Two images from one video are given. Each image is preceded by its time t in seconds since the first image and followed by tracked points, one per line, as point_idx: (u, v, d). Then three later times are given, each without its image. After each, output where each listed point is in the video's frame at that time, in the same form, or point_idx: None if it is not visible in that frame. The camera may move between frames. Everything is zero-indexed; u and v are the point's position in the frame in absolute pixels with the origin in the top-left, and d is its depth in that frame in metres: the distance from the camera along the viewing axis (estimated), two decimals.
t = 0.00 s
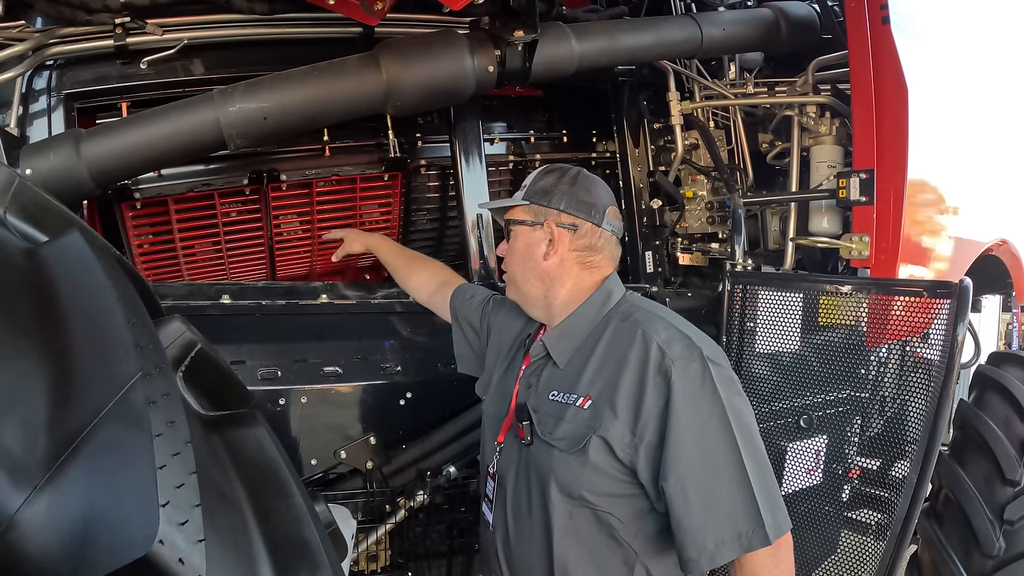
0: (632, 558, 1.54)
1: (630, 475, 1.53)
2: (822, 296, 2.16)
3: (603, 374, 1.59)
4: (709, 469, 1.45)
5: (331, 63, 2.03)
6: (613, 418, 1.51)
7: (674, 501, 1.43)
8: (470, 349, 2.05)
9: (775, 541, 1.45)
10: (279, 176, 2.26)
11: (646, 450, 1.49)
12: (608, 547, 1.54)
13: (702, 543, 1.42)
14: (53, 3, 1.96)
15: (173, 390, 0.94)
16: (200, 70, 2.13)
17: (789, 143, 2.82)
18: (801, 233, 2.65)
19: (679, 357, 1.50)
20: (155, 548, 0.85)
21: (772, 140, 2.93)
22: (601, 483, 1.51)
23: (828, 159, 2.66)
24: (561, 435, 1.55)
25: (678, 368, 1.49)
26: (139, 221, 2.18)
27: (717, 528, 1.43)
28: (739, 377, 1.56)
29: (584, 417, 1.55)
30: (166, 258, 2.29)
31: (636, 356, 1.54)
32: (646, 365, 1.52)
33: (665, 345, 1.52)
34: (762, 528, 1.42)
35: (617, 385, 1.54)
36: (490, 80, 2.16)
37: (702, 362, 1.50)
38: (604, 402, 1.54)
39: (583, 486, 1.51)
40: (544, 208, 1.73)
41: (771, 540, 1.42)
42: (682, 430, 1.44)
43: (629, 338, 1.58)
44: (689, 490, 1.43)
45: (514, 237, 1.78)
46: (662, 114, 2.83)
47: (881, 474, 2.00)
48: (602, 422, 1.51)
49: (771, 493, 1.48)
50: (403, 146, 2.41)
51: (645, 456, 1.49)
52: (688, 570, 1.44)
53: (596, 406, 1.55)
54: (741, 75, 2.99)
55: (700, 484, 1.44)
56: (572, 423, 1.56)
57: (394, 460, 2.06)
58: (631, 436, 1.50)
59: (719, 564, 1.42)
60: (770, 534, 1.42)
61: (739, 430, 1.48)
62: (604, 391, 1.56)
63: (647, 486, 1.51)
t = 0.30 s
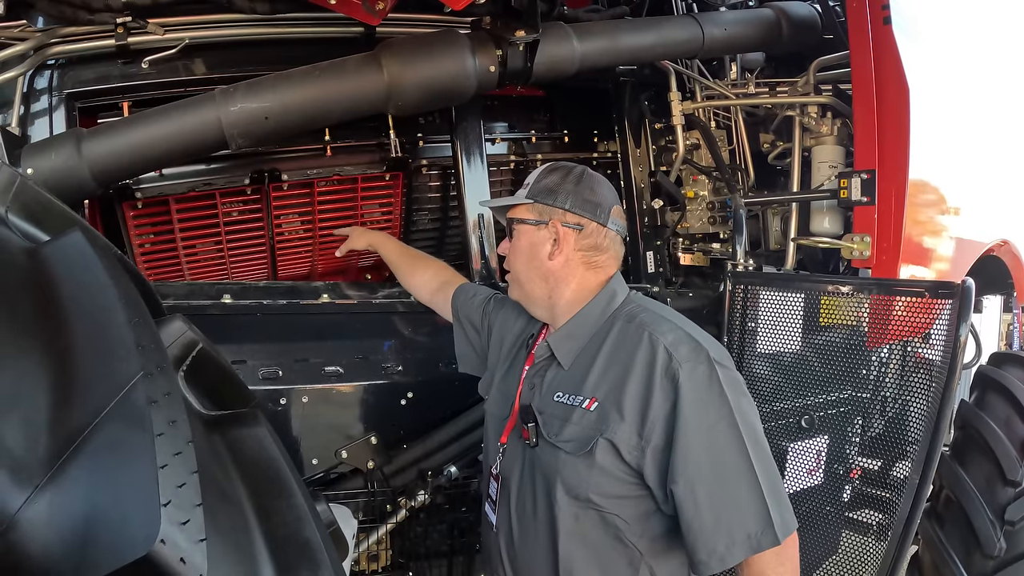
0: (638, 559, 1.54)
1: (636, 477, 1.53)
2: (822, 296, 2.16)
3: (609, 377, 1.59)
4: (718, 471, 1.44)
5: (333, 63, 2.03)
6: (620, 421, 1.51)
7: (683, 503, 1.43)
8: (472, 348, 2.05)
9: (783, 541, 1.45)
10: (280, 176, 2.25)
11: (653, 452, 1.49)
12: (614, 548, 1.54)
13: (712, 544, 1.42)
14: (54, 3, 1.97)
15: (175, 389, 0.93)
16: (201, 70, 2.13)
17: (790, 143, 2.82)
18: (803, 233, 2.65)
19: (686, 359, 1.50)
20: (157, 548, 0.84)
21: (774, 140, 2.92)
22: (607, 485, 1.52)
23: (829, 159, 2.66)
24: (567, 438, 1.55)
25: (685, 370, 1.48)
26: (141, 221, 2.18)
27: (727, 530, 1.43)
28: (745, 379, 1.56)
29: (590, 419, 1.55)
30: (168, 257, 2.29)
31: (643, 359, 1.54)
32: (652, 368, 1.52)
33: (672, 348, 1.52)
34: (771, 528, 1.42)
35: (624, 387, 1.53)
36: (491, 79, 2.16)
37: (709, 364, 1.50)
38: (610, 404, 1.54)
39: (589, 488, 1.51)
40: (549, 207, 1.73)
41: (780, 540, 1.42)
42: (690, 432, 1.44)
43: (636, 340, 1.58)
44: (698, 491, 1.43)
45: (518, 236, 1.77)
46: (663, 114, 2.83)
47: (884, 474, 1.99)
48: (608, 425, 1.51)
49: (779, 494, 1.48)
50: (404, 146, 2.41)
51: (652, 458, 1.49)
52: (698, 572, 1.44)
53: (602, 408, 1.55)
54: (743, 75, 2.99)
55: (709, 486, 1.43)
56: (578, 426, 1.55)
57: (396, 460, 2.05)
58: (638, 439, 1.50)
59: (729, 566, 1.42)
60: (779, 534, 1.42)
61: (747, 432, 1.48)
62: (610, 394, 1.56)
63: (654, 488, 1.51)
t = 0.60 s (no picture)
0: (641, 560, 1.54)
1: (641, 480, 1.53)
2: (823, 297, 2.16)
3: (614, 379, 1.59)
4: (724, 474, 1.44)
5: (334, 63, 2.02)
6: (625, 424, 1.51)
7: (689, 505, 1.43)
8: (472, 348, 2.05)
9: (788, 542, 1.45)
10: (281, 176, 2.25)
11: (659, 455, 1.49)
12: (619, 551, 1.54)
13: (718, 547, 1.42)
14: (55, 3, 1.97)
15: (175, 389, 0.93)
16: (202, 70, 2.13)
17: (791, 143, 2.82)
18: (804, 234, 2.65)
19: (692, 363, 1.50)
20: (157, 547, 0.84)
21: (774, 140, 2.91)
22: (612, 488, 1.52)
23: (830, 159, 2.66)
24: (572, 440, 1.55)
25: (691, 373, 1.48)
26: (142, 221, 2.18)
27: (733, 532, 1.42)
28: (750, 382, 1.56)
29: (595, 422, 1.55)
30: (169, 257, 2.29)
31: (648, 362, 1.54)
32: (658, 371, 1.52)
33: (677, 351, 1.52)
34: (776, 530, 1.42)
35: (629, 390, 1.53)
36: (492, 80, 2.17)
37: (714, 367, 1.50)
38: (615, 407, 1.54)
39: (594, 491, 1.51)
40: (552, 207, 1.73)
41: (785, 542, 1.42)
42: (696, 435, 1.44)
43: (641, 343, 1.58)
44: (703, 494, 1.42)
45: (520, 236, 1.77)
46: (664, 114, 2.83)
47: (885, 475, 1.99)
48: (614, 428, 1.51)
49: (783, 496, 1.48)
50: (406, 146, 2.41)
51: (658, 461, 1.49)
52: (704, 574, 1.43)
53: (607, 410, 1.55)
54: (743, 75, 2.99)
55: (715, 489, 1.43)
56: (583, 428, 1.55)
57: (396, 461, 2.05)
58: (643, 441, 1.50)
59: (735, 568, 1.42)
60: (784, 536, 1.42)
61: (751, 434, 1.49)
62: (615, 396, 1.56)
63: (659, 491, 1.51)
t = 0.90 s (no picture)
0: (641, 560, 1.55)
1: (645, 481, 1.53)
2: (824, 297, 2.15)
3: (618, 379, 1.59)
4: (724, 476, 1.44)
5: (335, 63, 2.02)
6: (630, 424, 1.50)
7: (690, 507, 1.42)
8: (473, 348, 2.04)
9: (785, 546, 1.46)
10: (281, 176, 2.25)
11: (663, 456, 1.49)
12: (619, 551, 1.54)
13: (716, 548, 1.42)
14: (57, 2, 1.97)
15: (175, 388, 0.93)
16: (203, 70, 2.13)
17: (792, 143, 2.81)
18: (805, 234, 2.64)
19: (696, 364, 1.50)
20: (157, 547, 0.84)
21: (775, 140, 2.91)
22: (616, 488, 1.51)
23: (831, 160, 2.66)
24: (576, 440, 1.55)
25: (696, 374, 1.48)
26: (143, 220, 2.18)
27: (731, 535, 1.42)
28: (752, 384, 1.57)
29: (599, 422, 1.54)
30: (170, 256, 2.29)
31: (653, 362, 1.54)
32: (664, 371, 1.52)
33: (682, 351, 1.51)
34: (773, 534, 1.42)
35: (634, 390, 1.53)
36: (493, 80, 2.17)
37: (719, 368, 1.50)
38: (620, 407, 1.54)
39: (597, 491, 1.51)
40: (575, 203, 1.73)
41: (782, 545, 1.42)
42: (699, 436, 1.44)
43: (646, 343, 1.58)
44: (705, 496, 1.42)
45: (538, 228, 1.76)
46: (665, 114, 2.83)
47: (878, 474, 1.99)
48: (618, 428, 1.51)
49: (782, 498, 1.48)
50: (406, 146, 2.42)
51: (662, 462, 1.49)
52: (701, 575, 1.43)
53: (611, 410, 1.55)
54: (744, 76, 2.98)
55: (716, 492, 1.43)
56: (587, 428, 1.55)
57: (396, 461, 2.05)
58: (647, 442, 1.50)
59: (731, 569, 1.42)
60: (781, 540, 1.42)
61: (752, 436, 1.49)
62: (620, 397, 1.56)
63: (662, 491, 1.51)
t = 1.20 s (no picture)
0: (649, 562, 1.54)
1: (655, 481, 1.53)
2: (826, 297, 2.15)
3: (626, 378, 1.59)
4: (736, 474, 1.44)
5: (336, 63, 2.02)
6: (640, 424, 1.50)
7: (701, 505, 1.42)
8: (474, 348, 2.04)
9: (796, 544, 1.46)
10: (283, 176, 2.24)
11: (672, 455, 1.49)
12: (628, 553, 1.53)
13: (729, 546, 1.41)
14: (58, 2, 1.96)
15: (176, 388, 0.93)
16: (204, 70, 2.13)
17: (794, 144, 2.81)
18: (806, 234, 2.64)
19: (706, 363, 1.50)
20: (158, 546, 0.84)
21: (777, 141, 2.91)
22: (625, 488, 1.51)
23: (832, 160, 2.66)
24: (586, 441, 1.55)
25: (706, 374, 1.48)
26: (144, 220, 2.18)
27: (744, 532, 1.42)
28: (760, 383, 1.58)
29: (608, 422, 1.54)
30: (171, 256, 2.30)
31: (663, 361, 1.54)
32: (673, 370, 1.52)
33: (691, 351, 1.52)
34: (787, 531, 1.42)
35: (644, 390, 1.53)
36: (495, 79, 2.17)
37: (728, 368, 1.51)
38: (629, 407, 1.54)
39: (606, 492, 1.51)
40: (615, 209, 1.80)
41: (795, 542, 1.43)
42: (710, 435, 1.44)
43: (654, 343, 1.58)
44: (716, 495, 1.42)
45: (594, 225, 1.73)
46: (666, 114, 2.83)
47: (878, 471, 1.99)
48: (628, 428, 1.51)
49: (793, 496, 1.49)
50: (407, 146, 2.41)
51: (672, 461, 1.49)
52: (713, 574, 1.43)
53: (620, 410, 1.55)
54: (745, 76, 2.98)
55: (728, 490, 1.43)
56: (595, 429, 1.55)
57: (397, 461, 2.05)
58: (657, 442, 1.50)
59: (745, 568, 1.41)
60: (795, 536, 1.43)
61: (761, 435, 1.49)
62: (628, 397, 1.56)
63: (671, 490, 1.50)
